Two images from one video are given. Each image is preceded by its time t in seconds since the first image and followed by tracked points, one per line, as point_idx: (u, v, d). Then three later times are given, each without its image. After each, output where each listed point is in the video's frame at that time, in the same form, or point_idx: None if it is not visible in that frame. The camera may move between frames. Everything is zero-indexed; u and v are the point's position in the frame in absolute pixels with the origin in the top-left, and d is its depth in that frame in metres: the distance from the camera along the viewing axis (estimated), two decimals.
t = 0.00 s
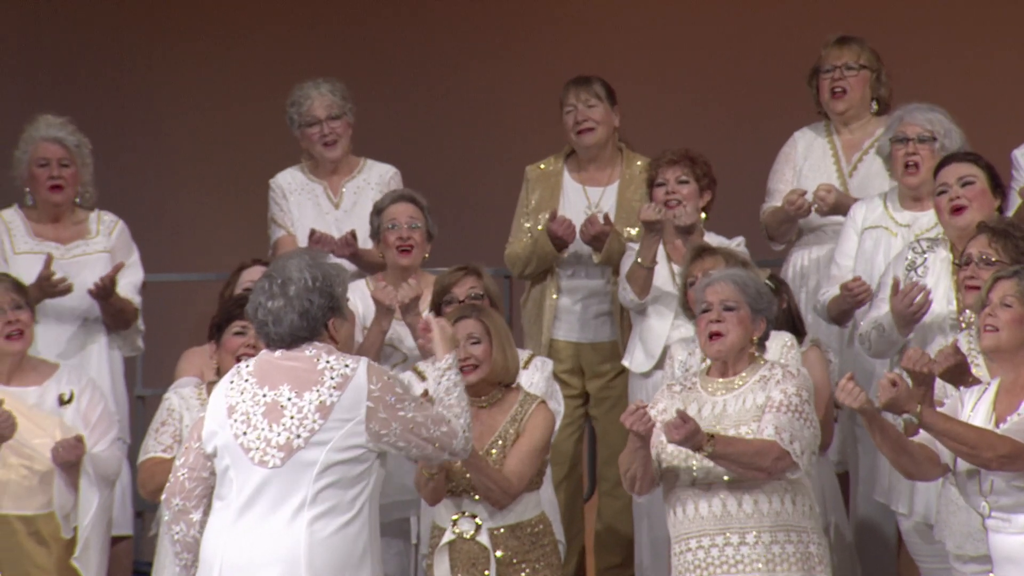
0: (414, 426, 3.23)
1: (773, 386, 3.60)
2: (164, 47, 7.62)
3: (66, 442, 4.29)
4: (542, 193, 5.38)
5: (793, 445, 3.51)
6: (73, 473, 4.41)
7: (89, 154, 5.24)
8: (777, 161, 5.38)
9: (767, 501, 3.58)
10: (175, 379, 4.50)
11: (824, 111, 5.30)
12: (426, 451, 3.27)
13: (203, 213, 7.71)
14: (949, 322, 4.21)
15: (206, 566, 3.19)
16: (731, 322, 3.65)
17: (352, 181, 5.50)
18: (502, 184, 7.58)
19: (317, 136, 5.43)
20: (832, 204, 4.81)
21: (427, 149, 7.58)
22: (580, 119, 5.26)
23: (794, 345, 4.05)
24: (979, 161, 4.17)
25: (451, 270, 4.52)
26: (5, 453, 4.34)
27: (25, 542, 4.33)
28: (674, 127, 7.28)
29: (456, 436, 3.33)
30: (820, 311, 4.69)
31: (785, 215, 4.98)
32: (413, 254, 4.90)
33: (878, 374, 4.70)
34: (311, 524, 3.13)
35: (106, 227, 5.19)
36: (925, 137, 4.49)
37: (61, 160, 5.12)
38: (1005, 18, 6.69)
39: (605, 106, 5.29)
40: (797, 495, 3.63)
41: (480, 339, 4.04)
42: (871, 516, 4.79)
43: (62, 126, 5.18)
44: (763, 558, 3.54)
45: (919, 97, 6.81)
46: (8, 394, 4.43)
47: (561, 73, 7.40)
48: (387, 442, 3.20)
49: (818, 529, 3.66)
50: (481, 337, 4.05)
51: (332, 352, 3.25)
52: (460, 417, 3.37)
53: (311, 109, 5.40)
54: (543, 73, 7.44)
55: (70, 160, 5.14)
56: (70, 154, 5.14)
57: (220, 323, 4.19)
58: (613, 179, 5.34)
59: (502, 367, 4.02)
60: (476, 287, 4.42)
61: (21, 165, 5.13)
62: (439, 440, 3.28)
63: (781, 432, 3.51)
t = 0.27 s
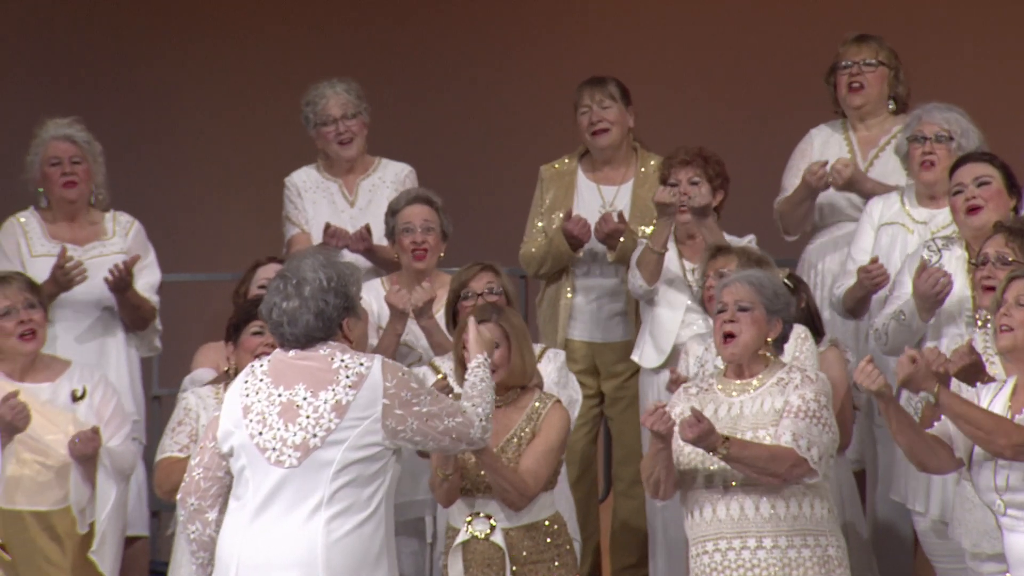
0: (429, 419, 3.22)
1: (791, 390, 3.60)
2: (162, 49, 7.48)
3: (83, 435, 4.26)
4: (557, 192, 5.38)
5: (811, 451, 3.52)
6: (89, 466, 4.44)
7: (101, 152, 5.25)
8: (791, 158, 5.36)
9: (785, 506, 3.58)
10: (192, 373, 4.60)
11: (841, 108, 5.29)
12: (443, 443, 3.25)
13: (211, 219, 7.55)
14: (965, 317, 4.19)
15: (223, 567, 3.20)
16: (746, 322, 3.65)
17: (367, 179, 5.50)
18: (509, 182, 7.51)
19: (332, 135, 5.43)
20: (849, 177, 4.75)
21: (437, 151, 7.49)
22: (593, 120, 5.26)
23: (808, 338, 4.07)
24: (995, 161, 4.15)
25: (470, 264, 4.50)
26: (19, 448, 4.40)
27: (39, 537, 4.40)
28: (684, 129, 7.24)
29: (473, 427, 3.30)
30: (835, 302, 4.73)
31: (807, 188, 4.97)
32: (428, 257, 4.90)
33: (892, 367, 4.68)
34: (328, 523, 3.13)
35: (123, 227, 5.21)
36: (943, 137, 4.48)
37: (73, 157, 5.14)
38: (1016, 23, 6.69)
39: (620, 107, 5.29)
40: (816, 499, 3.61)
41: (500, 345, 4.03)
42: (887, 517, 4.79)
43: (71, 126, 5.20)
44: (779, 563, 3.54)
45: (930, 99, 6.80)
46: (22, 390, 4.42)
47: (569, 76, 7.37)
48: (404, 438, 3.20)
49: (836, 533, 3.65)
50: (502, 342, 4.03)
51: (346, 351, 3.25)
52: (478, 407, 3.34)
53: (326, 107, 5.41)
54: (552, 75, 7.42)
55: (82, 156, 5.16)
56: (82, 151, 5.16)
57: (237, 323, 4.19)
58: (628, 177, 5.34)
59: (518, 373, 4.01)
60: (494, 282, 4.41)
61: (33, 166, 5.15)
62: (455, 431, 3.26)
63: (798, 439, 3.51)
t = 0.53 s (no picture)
0: (445, 417, 3.22)
1: (803, 391, 3.60)
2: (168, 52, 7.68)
3: (90, 431, 4.37)
4: (568, 192, 5.39)
5: (823, 453, 3.51)
6: (97, 463, 4.46)
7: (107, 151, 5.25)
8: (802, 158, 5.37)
9: (795, 507, 3.58)
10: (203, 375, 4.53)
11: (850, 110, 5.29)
12: (460, 440, 3.25)
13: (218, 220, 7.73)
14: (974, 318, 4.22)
15: (234, 567, 3.18)
16: (758, 322, 3.65)
17: (377, 179, 5.51)
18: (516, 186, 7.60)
19: (342, 134, 5.43)
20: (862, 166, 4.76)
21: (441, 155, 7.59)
22: (605, 121, 5.26)
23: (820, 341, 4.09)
24: (1005, 161, 4.14)
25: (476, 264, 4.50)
26: (25, 447, 4.41)
27: (46, 539, 4.40)
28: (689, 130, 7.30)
29: (490, 420, 3.29)
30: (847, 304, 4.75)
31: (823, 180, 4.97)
32: (438, 262, 4.91)
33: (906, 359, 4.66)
34: (341, 523, 3.13)
35: (132, 228, 5.22)
36: (953, 137, 4.48)
37: (79, 158, 5.14)
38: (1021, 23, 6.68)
39: (631, 108, 5.28)
40: (827, 498, 3.61)
41: (508, 345, 4.02)
42: (898, 518, 4.80)
43: (76, 127, 5.20)
44: (790, 564, 3.54)
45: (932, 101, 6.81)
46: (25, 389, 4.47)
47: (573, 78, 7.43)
48: (418, 438, 3.21)
49: (847, 533, 3.65)
50: (508, 342, 4.02)
51: (360, 351, 3.25)
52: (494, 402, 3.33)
53: (335, 107, 5.41)
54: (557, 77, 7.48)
55: (88, 157, 5.16)
56: (87, 152, 5.16)
57: (252, 324, 4.21)
58: (640, 177, 5.34)
59: (526, 379, 4.01)
60: (501, 278, 4.41)
61: (40, 167, 5.16)
62: (472, 427, 3.25)
63: (810, 440, 3.51)
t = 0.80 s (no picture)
0: (456, 442, 3.23)
1: (817, 392, 3.59)
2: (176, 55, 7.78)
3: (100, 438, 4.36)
4: (580, 192, 5.39)
5: (836, 455, 3.53)
6: (105, 471, 4.47)
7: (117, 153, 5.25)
8: (815, 161, 5.35)
9: (809, 509, 3.58)
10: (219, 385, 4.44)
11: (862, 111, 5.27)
12: (463, 467, 3.26)
13: (231, 220, 7.86)
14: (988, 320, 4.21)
15: (236, 562, 3.16)
16: (771, 321, 3.65)
17: (390, 184, 5.51)
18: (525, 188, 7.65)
19: (354, 145, 5.44)
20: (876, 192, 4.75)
21: (448, 157, 7.67)
22: (619, 122, 5.26)
23: (835, 345, 4.11)
24: (1020, 161, 4.11)
25: (487, 264, 4.49)
26: (34, 453, 4.43)
27: (54, 543, 4.41)
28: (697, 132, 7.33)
29: (494, 451, 3.32)
30: (864, 307, 4.70)
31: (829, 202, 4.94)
32: (450, 263, 4.91)
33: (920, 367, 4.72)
34: (347, 528, 3.11)
35: (142, 229, 5.22)
36: (963, 137, 4.48)
37: (90, 162, 5.14)
38: None
39: (645, 108, 5.28)
40: (841, 500, 3.61)
41: (519, 340, 4.05)
42: (913, 517, 4.78)
43: (87, 129, 5.21)
44: (802, 565, 3.54)
45: (938, 105, 6.81)
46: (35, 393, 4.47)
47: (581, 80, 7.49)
48: (429, 456, 3.20)
49: (861, 534, 3.65)
50: (520, 337, 4.05)
51: (386, 360, 3.24)
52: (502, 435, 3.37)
53: (347, 118, 5.41)
54: (565, 81, 7.52)
55: (98, 161, 5.16)
56: (98, 156, 5.17)
57: (270, 326, 4.19)
58: (653, 178, 5.33)
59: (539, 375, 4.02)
60: (510, 279, 4.40)
61: (51, 171, 5.17)
62: (477, 456, 3.27)
63: (824, 442, 3.52)
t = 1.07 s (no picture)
0: (462, 456, 3.22)
1: (832, 393, 3.57)
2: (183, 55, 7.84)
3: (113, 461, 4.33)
4: (592, 192, 5.37)
5: (851, 457, 3.51)
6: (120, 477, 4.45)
7: (130, 154, 5.25)
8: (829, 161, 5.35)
9: (822, 510, 3.56)
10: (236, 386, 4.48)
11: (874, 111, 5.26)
12: (466, 485, 3.24)
13: (243, 220, 7.87)
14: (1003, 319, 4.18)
15: (236, 561, 3.13)
16: (785, 321, 3.64)
17: (403, 187, 5.51)
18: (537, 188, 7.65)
19: (366, 151, 5.45)
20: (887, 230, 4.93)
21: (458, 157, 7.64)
22: (632, 121, 5.24)
23: (849, 344, 4.12)
24: None
25: (498, 266, 4.50)
26: (50, 456, 4.43)
27: (69, 544, 4.40)
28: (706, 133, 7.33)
29: (500, 474, 3.31)
30: (878, 308, 4.68)
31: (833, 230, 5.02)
32: (465, 262, 4.89)
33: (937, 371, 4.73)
34: (352, 528, 3.10)
35: (155, 230, 5.22)
36: (975, 141, 4.44)
37: (102, 164, 5.14)
38: None
39: (658, 107, 5.27)
40: (855, 501, 3.60)
41: (530, 341, 4.04)
42: (931, 519, 4.73)
43: (100, 131, 5.20)
44: (815, 565, 3.53)
45: (948, 106, 6.80)
46: (53, 396, 4.47)
47: (589, 81, 7.50)
48: (435, 466, 3.19)
49: (875, 535, 3.63)
50: (531, 338, 4.04)
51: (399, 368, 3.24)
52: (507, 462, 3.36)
53: (359, 126, 5.40)
54: (578, 82, 7.52)
55: (111, 163, 5.16)
56: (110, 157, 5.16)
57: (286, 328, 4.18)
58: (666, 177, 5.32)
59: (550, 371, 4.02)
60: (522, 281, 4.40)
61: (63, 172, 5.17)
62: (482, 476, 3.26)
63: (838, 444, 3.51)
